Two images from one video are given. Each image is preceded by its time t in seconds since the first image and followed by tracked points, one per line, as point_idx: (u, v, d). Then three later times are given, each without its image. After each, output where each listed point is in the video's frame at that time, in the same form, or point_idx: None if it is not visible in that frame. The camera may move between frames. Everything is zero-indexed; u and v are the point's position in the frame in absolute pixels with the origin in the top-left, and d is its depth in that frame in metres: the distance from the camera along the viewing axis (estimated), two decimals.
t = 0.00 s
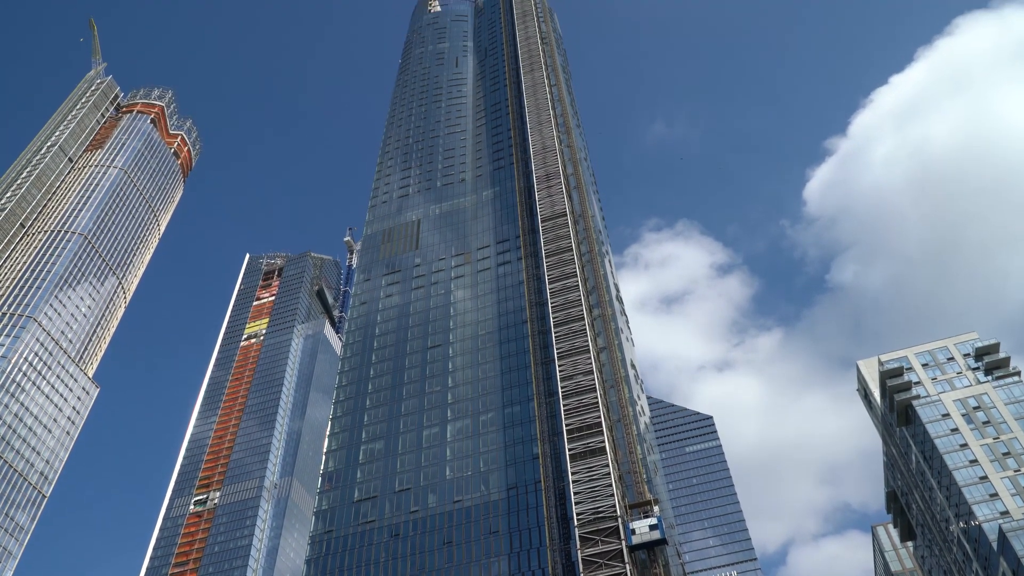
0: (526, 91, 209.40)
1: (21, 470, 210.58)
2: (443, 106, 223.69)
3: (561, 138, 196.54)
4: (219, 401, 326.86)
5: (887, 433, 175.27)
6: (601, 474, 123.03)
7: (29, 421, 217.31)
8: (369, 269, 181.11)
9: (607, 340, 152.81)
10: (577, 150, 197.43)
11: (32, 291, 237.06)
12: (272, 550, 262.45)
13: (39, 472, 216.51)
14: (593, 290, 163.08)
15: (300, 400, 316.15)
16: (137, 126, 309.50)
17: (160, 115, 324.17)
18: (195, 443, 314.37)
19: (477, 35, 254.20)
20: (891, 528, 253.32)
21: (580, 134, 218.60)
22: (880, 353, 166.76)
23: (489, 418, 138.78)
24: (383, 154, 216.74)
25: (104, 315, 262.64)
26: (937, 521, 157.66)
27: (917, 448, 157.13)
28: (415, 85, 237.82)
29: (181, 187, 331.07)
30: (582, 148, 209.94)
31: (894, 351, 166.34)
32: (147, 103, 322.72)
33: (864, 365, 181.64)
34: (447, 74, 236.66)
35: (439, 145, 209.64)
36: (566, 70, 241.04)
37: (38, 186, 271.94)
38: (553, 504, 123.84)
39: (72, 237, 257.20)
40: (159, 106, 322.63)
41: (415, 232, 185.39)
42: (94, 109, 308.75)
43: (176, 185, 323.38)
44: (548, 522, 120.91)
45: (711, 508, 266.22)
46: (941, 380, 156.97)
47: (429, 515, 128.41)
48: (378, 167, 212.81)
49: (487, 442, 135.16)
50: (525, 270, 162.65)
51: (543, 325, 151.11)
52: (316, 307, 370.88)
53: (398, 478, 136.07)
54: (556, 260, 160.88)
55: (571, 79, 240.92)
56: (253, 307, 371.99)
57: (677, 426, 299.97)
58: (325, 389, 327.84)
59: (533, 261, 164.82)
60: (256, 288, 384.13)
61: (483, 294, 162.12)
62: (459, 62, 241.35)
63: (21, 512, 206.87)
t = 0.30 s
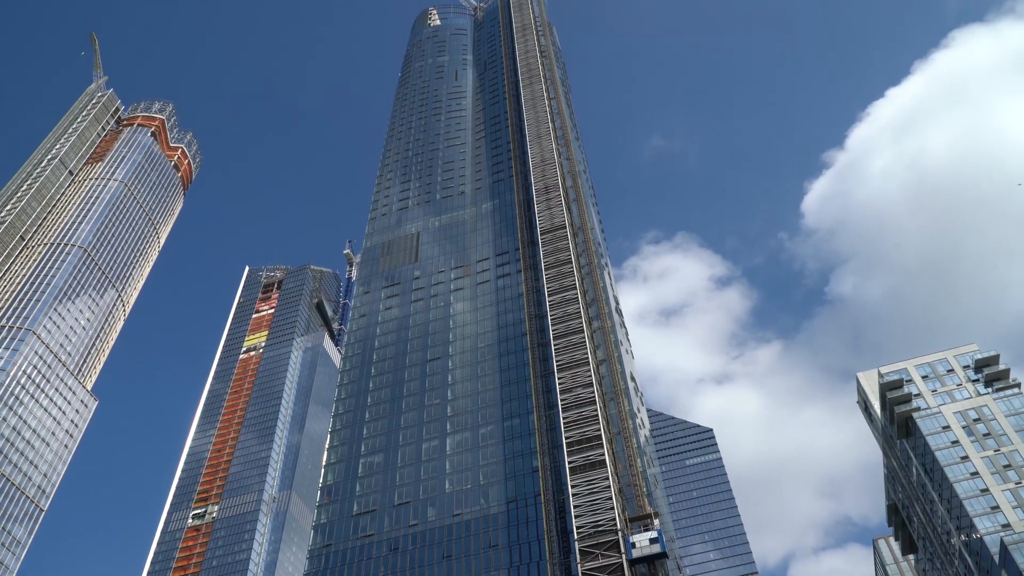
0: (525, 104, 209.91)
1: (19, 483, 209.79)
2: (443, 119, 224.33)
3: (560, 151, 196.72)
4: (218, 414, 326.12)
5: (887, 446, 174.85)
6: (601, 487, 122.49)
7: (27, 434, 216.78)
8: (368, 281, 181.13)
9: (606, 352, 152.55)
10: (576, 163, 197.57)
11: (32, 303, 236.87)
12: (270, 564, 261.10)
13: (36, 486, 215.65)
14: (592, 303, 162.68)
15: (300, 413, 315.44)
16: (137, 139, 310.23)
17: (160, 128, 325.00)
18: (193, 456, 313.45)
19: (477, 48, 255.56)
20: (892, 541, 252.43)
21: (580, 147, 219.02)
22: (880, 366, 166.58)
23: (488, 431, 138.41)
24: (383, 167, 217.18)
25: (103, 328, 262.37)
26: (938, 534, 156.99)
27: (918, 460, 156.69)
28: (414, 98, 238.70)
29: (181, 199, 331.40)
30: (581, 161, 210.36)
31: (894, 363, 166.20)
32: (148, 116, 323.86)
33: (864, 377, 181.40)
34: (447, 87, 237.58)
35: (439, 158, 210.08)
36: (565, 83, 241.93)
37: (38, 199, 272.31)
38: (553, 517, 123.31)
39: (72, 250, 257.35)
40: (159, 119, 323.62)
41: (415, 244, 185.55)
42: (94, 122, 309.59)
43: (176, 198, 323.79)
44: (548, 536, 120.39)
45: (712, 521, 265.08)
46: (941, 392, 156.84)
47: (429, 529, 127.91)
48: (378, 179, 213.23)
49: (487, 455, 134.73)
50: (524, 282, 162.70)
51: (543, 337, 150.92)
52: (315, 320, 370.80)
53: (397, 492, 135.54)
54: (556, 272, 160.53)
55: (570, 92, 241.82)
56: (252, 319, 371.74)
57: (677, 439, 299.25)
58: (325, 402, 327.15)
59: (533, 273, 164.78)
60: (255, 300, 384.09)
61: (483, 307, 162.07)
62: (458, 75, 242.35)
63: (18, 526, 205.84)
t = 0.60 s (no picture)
0: (524, 118, 210.38)
1: (15, 499, 208.57)
2: (442, 134, 225.02)
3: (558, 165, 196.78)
4: (216, 430, 325.07)
5: (887, 460, 174.28)
6: (600, 501, 121.65)
7: (24, 450, 216.03)
8: (367, 295, 181.12)
9: (605, 367, 152.11)
10: (575, 177, 197.59)
11: (30, 318, 236.47)
12: None
13: (33, 502, 214.44)
14: (591, 317, 162.21)
15: (298, 427, 314.21)
16: (137, 154, 310.85)
17: (160, 143, 325.88)
18: (190, 472, 312.13)
19: (476, 64, 256.86)
20: (893, 556, 251.47)
21: (578, 161, 219.31)
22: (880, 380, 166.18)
23: (487, 446, 137.93)
24: (382, 181, 217.61)
25: (101, 342, 261.87)
26: (939, 549, 156.17)
27: (918, 475, 156.13)
28: (414, 113, 239.55)
29: (180, 214, 331.70)
30: (580, 176, 210.77)
31: (894, 377, 165.80)
32: (147, 131, 324.87)
33: (863, 392, 181.20)
34: (446, 102, 238.54)
35: (437, 173, 210.58)
36: (564, 98, 242.87)
37: (37, 214, 272.46)
38: (553, 533, 122.53)
39: (71, 265, 257.32)
40: (159, 134, 324.55)
41: (414, 259, 185.67)
42: (94, 137, 310.38)
43: (175, 212, 324.09)
44: (547, 551, 119.67)
45: (711, 537, 263.79)
46: (941, 407, 156.60)
47: (427, 545, 127.13)
48: (377, 194, 213.64)
49: (486, 470, 134.16)
50: (523, 296, 162.64)
51: (541, 352, 150.45)
52: (314, 334, 370.50)
53: (396, 507, 134.85)
54: (555, 286, 159.84)
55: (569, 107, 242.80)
56: (250, 334, 371.20)
57: (677, 454, 298.40)
58: (323, 417, 322.84)
59: (531, 287, 164.70)
60: (254, 315, 383.94)
61: (481, 321, 161.98)
62: (457, 90, 243.46)
63: (14, 541, 204.45)
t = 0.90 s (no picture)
0: (522, 134, 210.97)
1: (11, 516, 207.17)
2: (440, 151, 225.65)
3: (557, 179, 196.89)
4: (213, 446, 323.76)
5: (888, 476, 173.55)
6: (600, 518, 120.66)
7: (21, 467, 214.98)
8: (365, 311, 181.02)
9: (604, 383, 151.60)
10: (573, 192, 197.80)
11: (28, 334, 235.87)
12: None
13: (29, 519, 212.98)
14: (590, 332, 161.76)
15: (296, 444, 314.45)
16: (136, 170, 311.41)
17: (159, 159, 326.79)
18: (187, 489, 310.47)
19: (474, 80, 258.09)
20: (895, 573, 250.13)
21: (577, 177, 219.66)
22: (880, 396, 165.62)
23: (486, 462, 137.33)
24: (381, 197, 218.07)
25: (99, 359, 261.19)
26: (941, 566, 155.19)
27: (919, 491, 155.40)
28: (412, 129, 240.34)
29: (179, 230, 331.94)
30: (579, 192, 211.10)
31: (893, 393, 165.33)
32: (147, 147, 325.91)
33: (863, 407, 180.77)
34: (445, 119, 239.51)
35: (436, 189, 211.03)
36: (562, 114, 243.87)
37: (36, 230, 272.53)
38: (552, 550, 121.62)
39: (69, 281, 257.01)
40: (158, 151, 325.47)
41: (412, 274, 185.77)
42: (94, 154, 311.12)
43: (174, 228, 324.28)
44: (546, 569, 118.75)
45: (711, 553, 262.23)
46: (941, 422, 156.20)
47: (426, 562, 126.20)
48: (376, 210, 213.97)
49: (484, 487, 133.50)
50: (521, 312, 162.47)
51: (540, 367, 150.00)
52: (312, 350, 369.97)
53: (394, 524, 134.01)
54: (554, 301, 159.37)
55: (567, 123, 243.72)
56: (248, 350, 370.57)
57: (676, 470, 297.39)
58: (321, 435, 328.32)
59: (530, 303, 164.58)
60: (252, 330, 383.60)
61: (480, 337, 161.81)
62: (456, 106, 244.56)
63: (9, 559, 202.87)
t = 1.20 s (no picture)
0: (520, 151, 211.61)
1: (8, 535, 205.65)
2: (440, 168, 226.25)
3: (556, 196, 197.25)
4: (211, 465, 322.35)
5: (889, 494, 172.59)
6: (600, 536, 119.77)
7: (17, 485, 213.81)
8: (364, 328, 180.84)
9: (604, 400, 151.01)
10: (572, 209, 198.05)
11: (26, 352, 235.26)
12: None
13: (25, 537, 211.48)
14: (588, 349, 161.31)
15: (294, 462, 311.52)
16: (136, 187, 311.90)
17: (159, 176, 327.59)
18: (185, 507, 308.81)
19: (474, 98, 259.33)
20: None
21: (576, 194, 220.17)
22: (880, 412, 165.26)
23: (485, 480, 136.64)
24: (380, 214, 218.43)
25: (97, 376, 260.49)
26: None
27: (920, 509, 154.54)
28: (411, 146, 241.05)
29: (178, 247, 332.06)
30: (578, 209, 211.40)
31: (893, 410, 164.95)
32: (147, 165, 326.73)
33: (863, 424, 180.42)
34: (444, 136, 240.45)
35: (435, 206, 211.47)
36: (560, 131, 244.87)
37: (35, 248, 272.60)
38: (552, 569, 120.66)
39: (68, 298, 256.76)
40: (158, 168, 326.32)
41: (412, 291, 185.74)
42: (94, 171, 311.78)
43: (173, 245, 324.38)
44: None
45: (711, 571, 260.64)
46: (941, 439, 155.70)
47: None
48: (375, 226, 214.26)
49: (483, 505, 132.75)
50: (520, 329, 162.25)
51: (539, 385, 149.54)
52: (311, 367, 369.36)
53: (392, 542, 133.10)
54: (553, 318, 159.10)
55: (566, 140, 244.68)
56: (247, 368, 369.79)
57: (676, 487, 296.12)
58: (320, 451, 322.57)
59: (529, 319, 164.36)
60: (251, 347, 383.09)
61: (479, 354, 161.55)
62: (455, 124, 245.64)
63: None
